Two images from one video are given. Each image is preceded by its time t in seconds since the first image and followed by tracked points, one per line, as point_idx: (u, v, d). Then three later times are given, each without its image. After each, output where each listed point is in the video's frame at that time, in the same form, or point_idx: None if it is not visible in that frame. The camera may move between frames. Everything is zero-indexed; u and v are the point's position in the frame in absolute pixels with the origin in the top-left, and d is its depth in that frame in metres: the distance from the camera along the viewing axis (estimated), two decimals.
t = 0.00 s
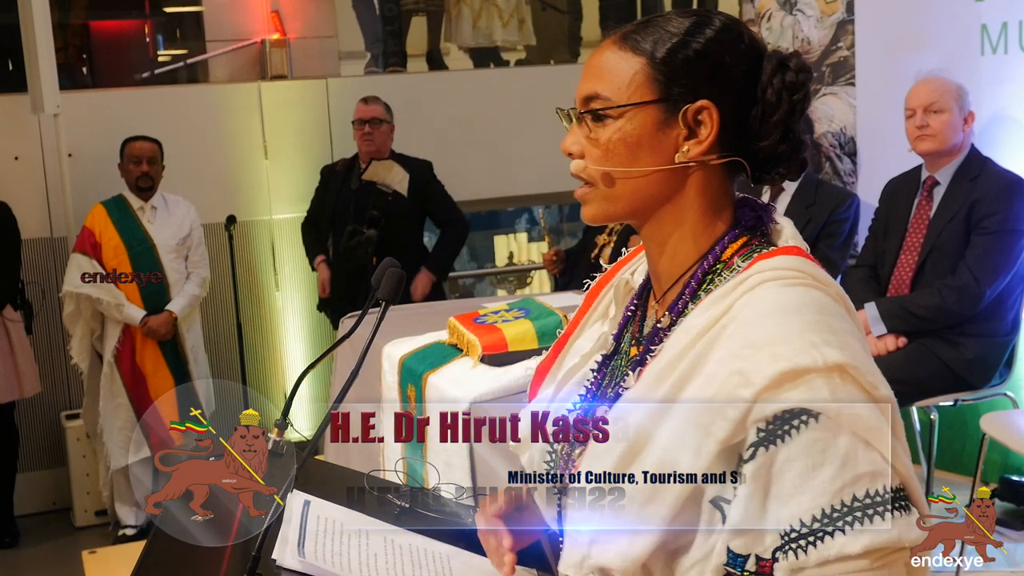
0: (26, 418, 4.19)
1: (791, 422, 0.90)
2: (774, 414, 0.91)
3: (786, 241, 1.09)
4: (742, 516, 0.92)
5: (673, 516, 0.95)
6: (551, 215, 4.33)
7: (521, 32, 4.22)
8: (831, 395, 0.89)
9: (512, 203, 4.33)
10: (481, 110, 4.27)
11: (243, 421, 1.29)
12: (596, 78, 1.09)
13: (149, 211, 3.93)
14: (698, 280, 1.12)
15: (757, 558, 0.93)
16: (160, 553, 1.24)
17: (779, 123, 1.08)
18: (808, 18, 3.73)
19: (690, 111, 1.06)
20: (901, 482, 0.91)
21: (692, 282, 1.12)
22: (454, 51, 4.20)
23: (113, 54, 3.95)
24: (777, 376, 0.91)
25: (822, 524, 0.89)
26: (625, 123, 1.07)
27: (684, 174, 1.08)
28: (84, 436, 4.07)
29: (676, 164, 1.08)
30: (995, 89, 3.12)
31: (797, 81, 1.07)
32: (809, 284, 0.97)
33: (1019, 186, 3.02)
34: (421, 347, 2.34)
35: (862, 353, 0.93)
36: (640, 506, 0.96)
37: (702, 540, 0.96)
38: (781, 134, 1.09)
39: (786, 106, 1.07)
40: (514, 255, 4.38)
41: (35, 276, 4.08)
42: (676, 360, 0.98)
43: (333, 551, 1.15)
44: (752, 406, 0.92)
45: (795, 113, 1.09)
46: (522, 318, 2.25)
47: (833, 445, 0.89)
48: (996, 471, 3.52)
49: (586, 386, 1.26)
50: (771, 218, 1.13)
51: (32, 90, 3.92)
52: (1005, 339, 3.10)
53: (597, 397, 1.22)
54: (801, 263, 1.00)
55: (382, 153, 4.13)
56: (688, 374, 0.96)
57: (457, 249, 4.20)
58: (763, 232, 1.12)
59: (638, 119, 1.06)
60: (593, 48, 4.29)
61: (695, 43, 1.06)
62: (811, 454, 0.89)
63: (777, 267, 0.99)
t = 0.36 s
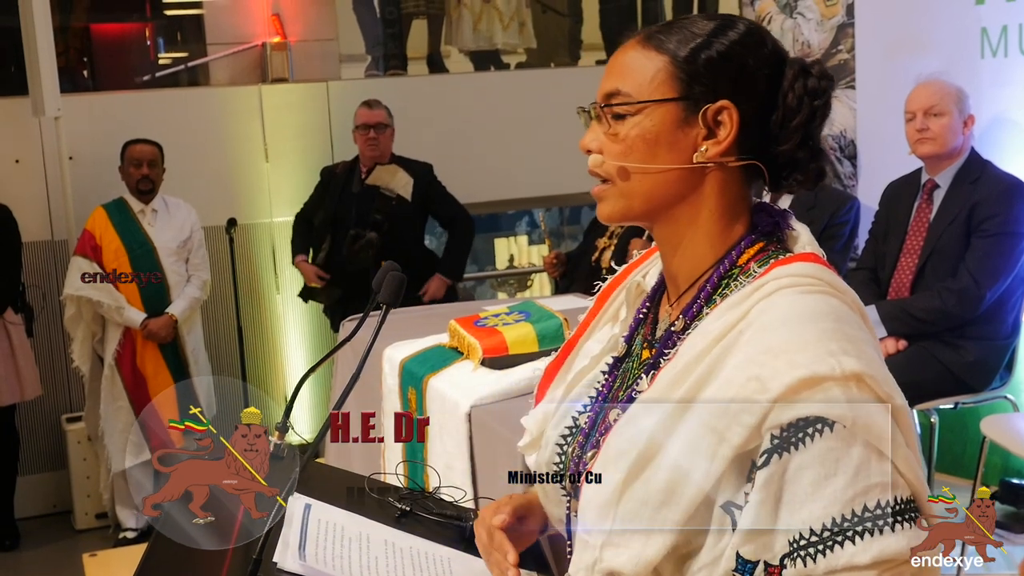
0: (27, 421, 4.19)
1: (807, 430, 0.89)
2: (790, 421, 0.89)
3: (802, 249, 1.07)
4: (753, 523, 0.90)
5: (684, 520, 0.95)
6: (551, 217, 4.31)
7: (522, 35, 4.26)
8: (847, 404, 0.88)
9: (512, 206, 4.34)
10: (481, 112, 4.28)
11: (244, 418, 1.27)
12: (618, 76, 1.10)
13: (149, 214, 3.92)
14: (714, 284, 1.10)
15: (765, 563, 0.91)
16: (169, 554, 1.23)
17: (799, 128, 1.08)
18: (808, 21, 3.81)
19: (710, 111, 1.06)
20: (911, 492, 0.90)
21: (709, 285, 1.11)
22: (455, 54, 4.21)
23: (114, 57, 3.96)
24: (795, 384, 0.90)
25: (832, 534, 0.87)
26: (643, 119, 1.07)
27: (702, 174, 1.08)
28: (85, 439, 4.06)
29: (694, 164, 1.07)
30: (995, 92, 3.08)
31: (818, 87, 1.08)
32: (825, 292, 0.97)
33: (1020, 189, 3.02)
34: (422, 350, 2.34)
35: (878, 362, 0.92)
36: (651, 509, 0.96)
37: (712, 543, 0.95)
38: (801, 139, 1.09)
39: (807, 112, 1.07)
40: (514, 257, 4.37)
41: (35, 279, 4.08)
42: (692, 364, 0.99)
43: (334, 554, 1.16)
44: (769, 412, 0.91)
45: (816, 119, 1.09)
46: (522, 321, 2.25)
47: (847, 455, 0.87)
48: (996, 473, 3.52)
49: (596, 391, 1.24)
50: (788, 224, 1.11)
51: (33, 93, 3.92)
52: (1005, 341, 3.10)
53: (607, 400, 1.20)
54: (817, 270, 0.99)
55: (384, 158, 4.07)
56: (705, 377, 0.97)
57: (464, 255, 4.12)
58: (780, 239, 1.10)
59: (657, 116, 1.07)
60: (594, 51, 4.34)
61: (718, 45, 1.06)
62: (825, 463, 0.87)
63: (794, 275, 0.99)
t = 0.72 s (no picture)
0: (30, 420, 4.20)
1: (811, 430, 0.89)
2: (795, 421, 0.89)
3: (816, 250, 1.06)
4: (756, 522, 0.90)
5: (687, 517, 0.95)
6: (553, 217, 4.32)
7: (524, 36, 4.28)
8: (852, 406, 0.87)
9: (515, 205, 4.33)
10: (483, 112, 4.28)
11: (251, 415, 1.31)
12: (629, 78, 1.11)
13: (152, 214, 3.92)
14: (726, 283, 1.09)
15: (768, 563, 0.90)
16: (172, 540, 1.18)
17: (808, 120, 1.06)
18: (812, 22, 3.78)
19: (717, 108, 1.06)
20: (916, 495, 0.89)
21: (720, 283, 1.10)
22: (457, 54, 4.22)
23: (117, 56, 3.97)
24: (799, 384, 0.89)
25: (836, 534, 0.86)
26: (652, 118, 1.08)
27: (713, 172, 1.08)
28: (88, 438, 4.05)
29: (704, 161, 1.07)
30: (999, 92, 3.13)
31: (827, 80, 1.06)
32: (835, 293, 0.96)
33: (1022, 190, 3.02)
34: (425, 349, 2.35)
35: (885, 366, 0.91)
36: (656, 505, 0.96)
37: (715, 542, 0.95)
38: (810, 133, 1.07)
39: (816, 104, 1.06)
40: (517, 257, 4.31)
41: (38, 278, 4.09)
42: (698, 362, 0.98)
43: (337, 552, 1.14)
44: (772, 412, 0.90)
45: (825, 111, 1.07)
46: (525, 321, 2.25)
47: (851, 456, 0.87)
48: (998, 474, 3.52)
49: (606, 388, 1.24)
50: (803, 225, 1.10)
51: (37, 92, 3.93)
52: (1008, 342, 3.11)
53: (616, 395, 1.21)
54: (829, 271, 0.98)
55: (388, 159, 4.02)
56: (711, 376, 0.96)
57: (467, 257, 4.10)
58: (794, 240, 1.09)
59: (665, 115, 1.08)
60: (596, 52, 4.36)
61: (723, 42, 1.06)
62: (829, 463, 0.87)
63: (805, 275, 0.98)
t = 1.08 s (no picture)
0: (31, 422, 4.20)
1: (809, 432, 0.89)
2: (793, 422, 0.89)
3: (815, 252, 1.06)
4: (757, 523, 0.90)
5: (687, 518, 0.96)
6: (555, 220, 4.31)
7: (526, 38, 4.28)
8: (850, 407, 0.87)
9: (516, 208, 4.34)
10: (485, 115, 4.29)
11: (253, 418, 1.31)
12: (626, 85, 1.11)
13: (155, 215, 3.93)
14: (725, 284, 1.09)
15: (769, 564, 0.90)
16: (175, 542, 1.18)
17: (807, 116, 1.06)
18: (813, 24, 3.79)
19: (717, 109, 1.06)
20: (917, 495, 0.89)
21: (719, 285, 1.10)
22: (459, 56, 4.22)
23: (119, 59, 3.98)
24: (796, 385, 0.89)
25: (836, 535, 0.87)
26: (652, 124, 1.09)
27: (714, 173, 1.08)
28: (89, 440, 4.05)
29: (705, 164, 1.07)
30: (1000, 95, 3.14)
31: (823, 75, 1.06)
32: (834, 296, 0.96)
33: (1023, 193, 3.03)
34: (426, 352, 2.35)
35: (885, 368, 0.91)
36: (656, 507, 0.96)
37: (716, 544, 0.96)
38: (810, 128, 1.07)
39: (813, 100, 1.06)
40: (518, 259, 4.31)
41: (40, 279, 4.09)
42: (697, 364, 0.99)
43: (339, 555, 1.14)
44: (771, 412, 0.90)
45: (823, 105, 1.07)
46: (526, 323, 2.25)
47: (851, 457, 0.87)
48: (999, 477, 3.52)
49: (607, 389, 1.24)
50: (802, 226, 1.10)
51: (39, 94, 3.94)
52: (1009, 345, 3.11)
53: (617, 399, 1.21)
54: (828, 273, 0.99)
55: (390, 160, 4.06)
56: (710, 377, 0.97)
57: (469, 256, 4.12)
58: (794, 241, 1.09)
59: (665, 120, 1.08)
60: (598, 54, 4.36)
61: (717, 43, 1.07)
62: (829, 465, 0.87)
63: (804, 277, 0.98)
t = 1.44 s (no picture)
0: (29, 423, 4.19)
1: (797, 430, 0.89)
2: (781, 420, 0.89)
3: (810, 253, 1.06)
4: (746, 520, 0.89)
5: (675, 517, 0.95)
6: (552, 220, 4.31)
7: (524, 39, 4.28)
8: (836, 405, 0.87)
9: (514, 209, 4.34)
10: (482, 117, 4.30)
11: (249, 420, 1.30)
12: (646, 76, 1.10)
13: (152, 217, 3.93)
14: (718, 284, 1.09)
15: (760, 563, 0.90)
16: (171, 542, 1.18)
17: (822, 134, 1.06)
18: (811, 25, 3.80)
19: (734, 113, 1.06)
20: (908, 493, 0.89)
21: (713, 285, 1.10)
22: (457, 57, 4.23)
23: (117, 60, 3.98)
24: (783, 383, 0.89)
25: (827, 532, 0.86)
26: (668, 119, 1.07)
27: (722, 175, 1.08)
28: (87, 441, 4.04)
29: (715, 165, 1.07)
30: (996, 96, 3.14)
31: (844, 95, 1.06)
32: (825, 296, 0.96)
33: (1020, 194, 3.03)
34: (424, 353, 2.35)
35: (875, 367, 0.91)
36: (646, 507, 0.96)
37: (706, 543, 0.95)
38: (824, 145, 1.07)
39: (831, 118, 1.06)
40: (516, 260, 4.31)
41: (37, 281, 4.09)
42: (688, 363, 0.99)
43: (336, 556, 1.14)
44: (757, 411, 0.90)
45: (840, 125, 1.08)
46: (523, 324, 2.25)
47: (840, 455, 0.87)
48: (997, 477, 3.52)
49: (604, 388, 1.25)
50: (799, 229, 1.11)
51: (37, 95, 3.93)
52: (1007, 346, 3.11)
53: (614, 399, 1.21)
54: (820, 274, 0.99)
55: (384, 161, 4.03)
56: (700, 375, 0.97)
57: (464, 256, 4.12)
58: (788, 242, 1.10)
59: (682, 116, 1.07)
60: (596, 55, 4.37)
61: (744, 48, 1.06)
62: (817, 463, 0.87)
63: (795, 277, 0.98)
